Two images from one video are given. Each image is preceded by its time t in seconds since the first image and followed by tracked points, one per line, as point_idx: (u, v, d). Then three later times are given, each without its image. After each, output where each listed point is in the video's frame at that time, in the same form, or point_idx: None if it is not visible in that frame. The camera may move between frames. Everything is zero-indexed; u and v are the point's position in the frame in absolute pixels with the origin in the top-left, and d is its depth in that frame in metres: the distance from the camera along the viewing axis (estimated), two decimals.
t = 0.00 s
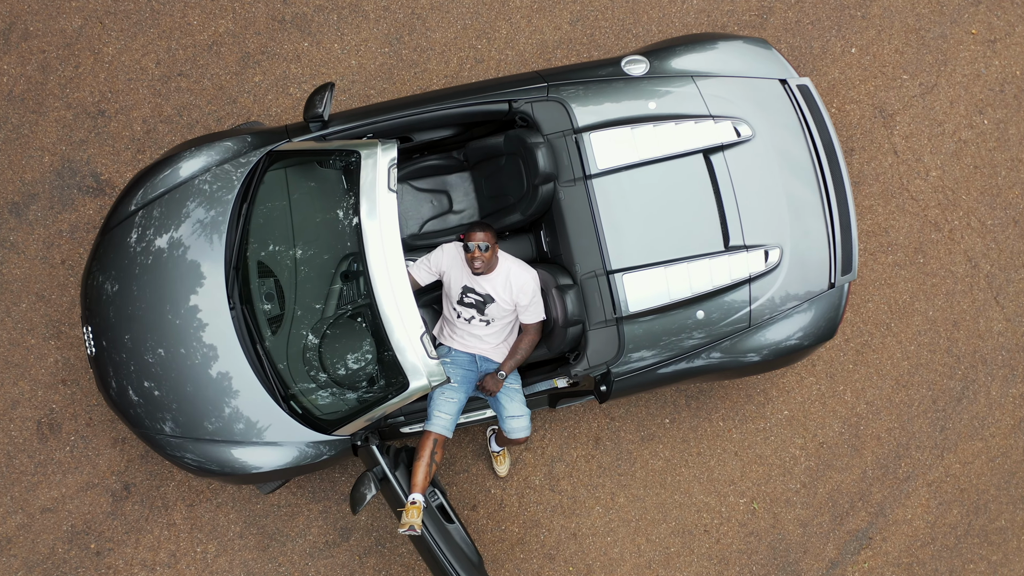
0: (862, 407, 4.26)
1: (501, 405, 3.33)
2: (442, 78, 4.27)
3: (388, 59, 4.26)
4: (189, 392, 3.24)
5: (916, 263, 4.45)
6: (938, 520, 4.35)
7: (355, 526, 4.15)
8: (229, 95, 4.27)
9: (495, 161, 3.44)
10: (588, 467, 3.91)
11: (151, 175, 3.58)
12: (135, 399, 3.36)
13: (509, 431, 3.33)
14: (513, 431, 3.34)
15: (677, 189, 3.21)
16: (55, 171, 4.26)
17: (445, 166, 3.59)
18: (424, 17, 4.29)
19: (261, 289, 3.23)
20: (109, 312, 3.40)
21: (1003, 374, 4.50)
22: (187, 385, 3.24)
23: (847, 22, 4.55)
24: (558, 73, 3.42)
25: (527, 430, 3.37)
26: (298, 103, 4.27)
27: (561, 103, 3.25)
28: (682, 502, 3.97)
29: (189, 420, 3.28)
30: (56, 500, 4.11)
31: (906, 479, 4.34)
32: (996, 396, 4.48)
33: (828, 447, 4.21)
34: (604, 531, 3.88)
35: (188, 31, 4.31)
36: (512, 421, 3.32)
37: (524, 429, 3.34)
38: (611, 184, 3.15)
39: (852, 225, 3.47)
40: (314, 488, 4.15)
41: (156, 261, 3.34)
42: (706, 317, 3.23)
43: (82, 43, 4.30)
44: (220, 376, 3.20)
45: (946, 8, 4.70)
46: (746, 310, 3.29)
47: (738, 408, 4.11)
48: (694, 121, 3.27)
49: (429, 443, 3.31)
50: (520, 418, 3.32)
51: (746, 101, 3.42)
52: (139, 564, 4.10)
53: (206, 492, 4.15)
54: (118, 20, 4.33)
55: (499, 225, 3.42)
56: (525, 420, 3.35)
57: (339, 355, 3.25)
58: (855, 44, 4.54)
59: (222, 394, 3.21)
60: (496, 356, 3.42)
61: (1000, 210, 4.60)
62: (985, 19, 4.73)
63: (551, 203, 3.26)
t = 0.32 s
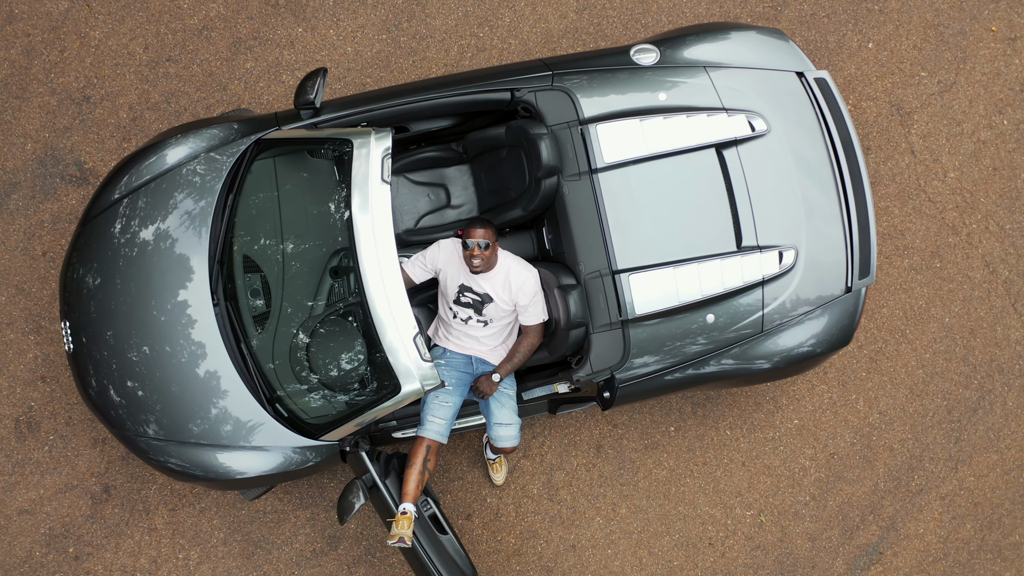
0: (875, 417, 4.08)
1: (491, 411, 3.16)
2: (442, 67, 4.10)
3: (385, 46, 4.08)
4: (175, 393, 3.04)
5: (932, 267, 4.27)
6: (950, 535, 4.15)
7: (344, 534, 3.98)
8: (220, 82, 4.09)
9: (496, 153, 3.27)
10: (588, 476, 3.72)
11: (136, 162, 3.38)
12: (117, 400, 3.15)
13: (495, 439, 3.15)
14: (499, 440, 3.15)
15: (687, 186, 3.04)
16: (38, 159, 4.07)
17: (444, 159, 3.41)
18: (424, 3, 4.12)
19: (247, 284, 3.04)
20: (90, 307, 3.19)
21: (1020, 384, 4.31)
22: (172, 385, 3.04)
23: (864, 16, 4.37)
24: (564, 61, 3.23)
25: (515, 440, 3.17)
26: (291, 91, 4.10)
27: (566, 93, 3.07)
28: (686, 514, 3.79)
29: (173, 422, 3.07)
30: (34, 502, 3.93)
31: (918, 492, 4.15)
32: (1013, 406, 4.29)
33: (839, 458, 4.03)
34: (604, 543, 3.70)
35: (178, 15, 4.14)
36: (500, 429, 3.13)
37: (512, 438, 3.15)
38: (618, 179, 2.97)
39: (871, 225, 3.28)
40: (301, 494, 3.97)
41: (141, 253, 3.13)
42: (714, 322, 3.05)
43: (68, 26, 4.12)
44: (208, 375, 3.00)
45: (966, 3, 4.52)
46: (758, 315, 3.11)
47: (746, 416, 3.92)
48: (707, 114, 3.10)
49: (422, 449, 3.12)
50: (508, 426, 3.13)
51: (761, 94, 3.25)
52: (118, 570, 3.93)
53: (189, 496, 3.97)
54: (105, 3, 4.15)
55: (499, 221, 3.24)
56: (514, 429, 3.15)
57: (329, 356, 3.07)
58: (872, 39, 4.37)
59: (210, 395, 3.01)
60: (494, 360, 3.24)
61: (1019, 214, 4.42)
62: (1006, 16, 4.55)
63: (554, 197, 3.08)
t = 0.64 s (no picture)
0: (889, 429, 3.89)
1: (498, 417, 2.95)
2: (442, 55, 3.92)
3: (383, 31, 3.91)
4: (158, 392, 2.84)
5: (950, 273, 4.09)
6: (964, 553, 3.95)
7: (331, 542, 3.79)
8: (209, 66, 3.91)
9: (497, 144, 3.09)
10: (589, 486, 3.54)
11: (119, 146, 3.18)
12: (97, 399, 2.95)
13: (505, 446, 2.95)
14: (510, 446, 2.95)
15: (700, 181, 2.86)
16: (18, 144, 3.88)
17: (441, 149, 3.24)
18: None
19: (231, 278, 2.86)
20: (69, 300, 2.99)
21: None
22: (156, 384, 2.83)
23: (883, 10, 4.20)
24: (571, 47, 3.05)
25: (525, 445, 2.97)
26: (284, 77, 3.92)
27: (573, 81, 2.89)
28: (690, 527, 3.60)
29: (155, 423, 2.87)
30: (7, 502, 3.73)
31: (932, 507, 3.94)
32: None
33: (850, 471, 3.84)
34: (604, 557, 3.51)
35: None
36: (510, 435, 2.93)
37: (523, 443, 2.96)
38: (626, 173, 2.79)
39: (892, 227, 3.10)
40: (287, 499, 3.79)
41: (125, 243, 2.94)
42: (723, 327, 2.86)
43: (53, 6, 3.93)
44: (194, 373, 2.80)
45: None
46: (768, 321, 2.92)
47: (754, 425, 3.74)
48: (721, 106, 2.92)
49: (413, 456, 2.92)
50: (519, 432, 2.92)
51: (778, 86, 3.07)
52: None
53: (169, 500, 3.79)
54: None
55: (499, 215, 3.07)
56: (525, 434, 2.95)
57: (317, 356, 2.89)
58: (891, 34, 4.19)
59: (195, 394, 2.81)
60: (491, 362, 3.06)
61: None
62: None
63: (557, 191, 2.91)
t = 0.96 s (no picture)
0: (904, 441, 3.70)
1: (483, 425, 2.77)
2: (442, 40, 3.74)
3: (380, 15, 3.73)
4: (138, 391, 2.65)
5: (969, 279, 3.91)
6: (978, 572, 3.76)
7: (316, 552, 3.61)
8: (197, 48, 3.74)
9: (498, 134, 2.92)
10: (588, 497, 3.36)
11: (98, 129, 2.98)
12: (74, 399, 2.75)
13: (486, 457, 2.74)
14: (491, 457, 2.74)
15: (712, 176, 2.68)
16: None
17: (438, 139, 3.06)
18: None
19: (211, 272, 2.68)
20: (45, 292, 2.79)
21: None
22: (137, 382, 2.65)
23: (904, 3, 4.02)
24: (578, 32, 2.87)
25: (509, 458, 2.75)
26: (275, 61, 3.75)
27: (579, 67, 2.71)
28: (693, 542, 3.42)
29: (136, 425, 2.68)
30: None
31: (946, 524, 3.74)
32: None
33: (862, 485, 3.65)
34: (603, 572, 3.33)
35: None
36: (493, 445, 2.73)
37: (506, 456, 2.74)
38: (635, 166, 2.62)
39: (915, 228, 2.92)
40: (271, 506, 3.60)
41: (106, 232, 2.75)
42: (730, 333, 2.68)
43: None
44: (179, 372, 2.62)
45: None
46: (784, 327, 2.74)
47: (763, 435, 3.56)
48: (737, 97, 2.74)
49: (402, 464, 2.75)
50: (502, 442, 2.73)
51: (797, 77, 2.89)
52: None
53: (147, 503, 3.61)
54: None
55: (498, 209, 2.89)
56: (509, 445, 2.75)
57: (303, 356, 2.71)
58: (912, 29, 4.02)
59: (179, 394, 2.63)
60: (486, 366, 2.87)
61: None
62: None
63: (561, 184, 2.73)
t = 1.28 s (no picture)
0: (920, 456, 3.51)
1: (486, 433, 2.57)
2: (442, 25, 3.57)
3: None
4: (118, 390, 2.45)
5: (990, 287, 3.73)
6: None
7: (299, 562, 3.41)
8: (183, 29, 3.59)
9: (498, 123, 2.74)
10: (587, 510, 3.18)
11: (78, 109, 2.78)
12: (49, 399, 2.55)
13: (493, 466, 2.54)
14: (499, 467, 2.54)
15: (727, 171, 2.50)
16: None
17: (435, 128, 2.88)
18: None
19: (187, 264, 2.49)
20: (19, 282, 2.59)
21: None
22: (116, 381, 2.45)
23: None
24: (587, 15, 2.68)
25: (517, 467, 2.56)
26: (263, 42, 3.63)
27: (586, 53, 2.54)
28: (697, 559, 3.24)
29: (114, 427, 2.49)
30: None
31: (961, 543, 3.54)
32: None
33: (875, 501, 3.46)
34: None
35: None
36: (499, 454, 2.53)
37: (515, 464, 2.54)
38: (644, 158, 2.44)
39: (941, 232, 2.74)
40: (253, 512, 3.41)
41: (85, 220, 2.55)
42: (738, 341, 2.49)
43: None
44: (162, 371, 2.43)
45: None
46: (800, 335, 2.56)
47: (773, 447, 3.38)
48: (756, 87, 2.57)
49: (389, 475, 2.58)
50: (510, 450, 2.53)
51: (818, 68, 2.72)
52: None
53: (123, 507, 3.42)
54: None
55: (497, 203, 2.71)
56: (517, 453, 2.55)
57: (291, 356, 2.53)
58: (934, 24, 3.84)
59: (163, 393, 2.43)
60: (483, 371, 2.67)
61: None
62: None
63: (565, 176, 2.55)
